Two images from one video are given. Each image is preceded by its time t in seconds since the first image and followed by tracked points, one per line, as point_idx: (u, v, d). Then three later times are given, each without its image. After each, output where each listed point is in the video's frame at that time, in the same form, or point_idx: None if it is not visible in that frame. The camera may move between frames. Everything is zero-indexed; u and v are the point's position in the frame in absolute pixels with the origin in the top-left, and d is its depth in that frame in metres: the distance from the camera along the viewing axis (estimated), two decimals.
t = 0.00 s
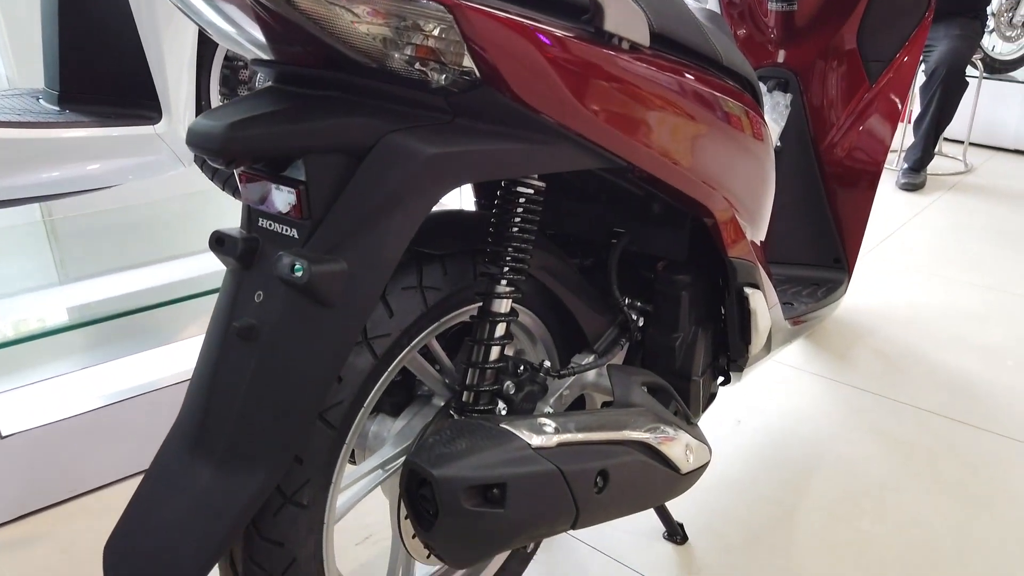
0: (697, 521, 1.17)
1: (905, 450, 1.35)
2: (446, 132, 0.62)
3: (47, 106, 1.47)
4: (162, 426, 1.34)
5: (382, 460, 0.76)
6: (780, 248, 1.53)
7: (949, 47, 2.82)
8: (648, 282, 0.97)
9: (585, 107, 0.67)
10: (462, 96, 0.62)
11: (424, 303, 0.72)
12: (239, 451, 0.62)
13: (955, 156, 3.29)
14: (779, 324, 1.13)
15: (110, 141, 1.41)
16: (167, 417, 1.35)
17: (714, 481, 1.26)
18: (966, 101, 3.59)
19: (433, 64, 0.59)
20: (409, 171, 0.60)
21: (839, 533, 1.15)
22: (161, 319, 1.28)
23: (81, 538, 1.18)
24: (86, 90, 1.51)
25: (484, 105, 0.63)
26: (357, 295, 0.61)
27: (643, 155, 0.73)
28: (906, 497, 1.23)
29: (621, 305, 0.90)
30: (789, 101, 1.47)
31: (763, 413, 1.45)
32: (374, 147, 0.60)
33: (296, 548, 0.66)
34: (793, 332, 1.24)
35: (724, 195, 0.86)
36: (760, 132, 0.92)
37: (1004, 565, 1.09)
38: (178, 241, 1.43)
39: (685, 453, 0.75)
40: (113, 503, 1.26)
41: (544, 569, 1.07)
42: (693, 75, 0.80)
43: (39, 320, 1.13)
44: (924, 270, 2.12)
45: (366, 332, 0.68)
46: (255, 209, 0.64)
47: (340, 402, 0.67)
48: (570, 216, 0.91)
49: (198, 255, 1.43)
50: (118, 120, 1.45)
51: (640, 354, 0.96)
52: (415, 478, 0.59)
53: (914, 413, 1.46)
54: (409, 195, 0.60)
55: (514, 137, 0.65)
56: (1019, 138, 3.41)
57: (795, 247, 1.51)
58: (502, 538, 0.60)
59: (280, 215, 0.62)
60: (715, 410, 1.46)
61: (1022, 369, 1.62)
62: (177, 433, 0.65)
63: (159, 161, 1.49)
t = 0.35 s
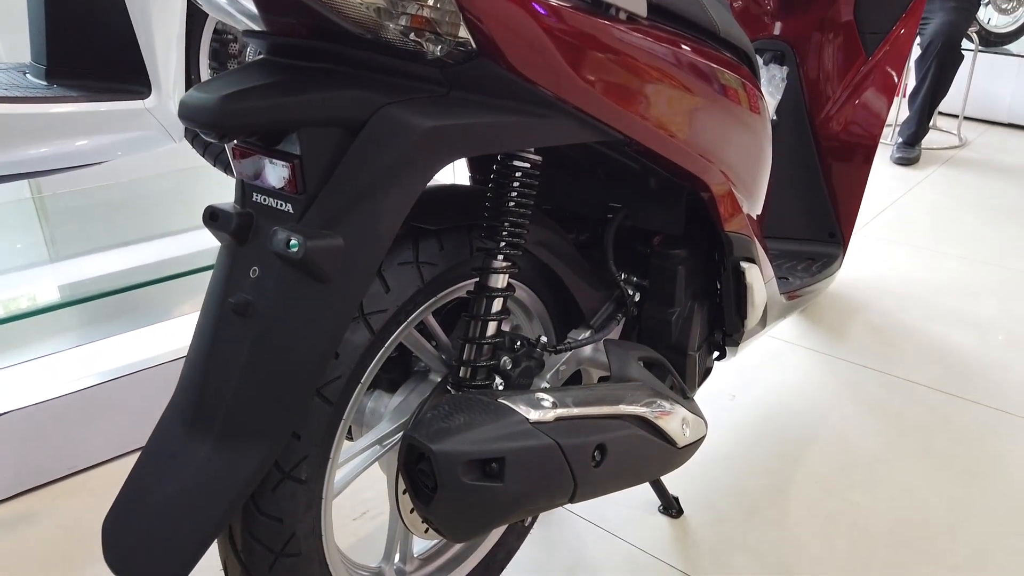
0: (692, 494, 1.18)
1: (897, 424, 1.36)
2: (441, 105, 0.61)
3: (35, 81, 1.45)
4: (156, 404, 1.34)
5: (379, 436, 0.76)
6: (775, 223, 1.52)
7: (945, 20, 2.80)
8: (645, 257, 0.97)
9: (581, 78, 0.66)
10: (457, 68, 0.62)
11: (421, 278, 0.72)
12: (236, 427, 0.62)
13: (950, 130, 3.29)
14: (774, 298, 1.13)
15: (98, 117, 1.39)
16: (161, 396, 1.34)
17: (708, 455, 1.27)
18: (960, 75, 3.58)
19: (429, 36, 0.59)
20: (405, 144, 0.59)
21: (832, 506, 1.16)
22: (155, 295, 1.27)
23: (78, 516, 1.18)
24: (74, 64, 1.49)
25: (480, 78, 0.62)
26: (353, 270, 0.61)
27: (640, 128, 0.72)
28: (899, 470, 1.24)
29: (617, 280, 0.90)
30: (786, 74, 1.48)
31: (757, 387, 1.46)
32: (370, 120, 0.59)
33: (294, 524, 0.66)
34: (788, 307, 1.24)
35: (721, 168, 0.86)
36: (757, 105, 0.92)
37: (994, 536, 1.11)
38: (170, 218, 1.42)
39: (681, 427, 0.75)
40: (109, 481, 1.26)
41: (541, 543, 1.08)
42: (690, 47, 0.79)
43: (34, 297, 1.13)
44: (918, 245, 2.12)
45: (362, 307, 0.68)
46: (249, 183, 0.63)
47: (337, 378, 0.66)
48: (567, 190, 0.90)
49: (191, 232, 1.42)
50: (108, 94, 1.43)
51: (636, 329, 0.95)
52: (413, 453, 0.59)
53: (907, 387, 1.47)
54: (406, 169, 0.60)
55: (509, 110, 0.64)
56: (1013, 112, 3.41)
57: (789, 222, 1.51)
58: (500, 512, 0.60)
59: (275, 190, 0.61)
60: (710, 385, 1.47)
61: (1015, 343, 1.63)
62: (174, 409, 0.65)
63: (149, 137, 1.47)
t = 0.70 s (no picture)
0: (690, 480, 1.18)
1: (897, 408, 1.36)
2: (437, 86, 0.60)
3: (25, 62, 1.43)
4: (151, 390, 1.33)
5: (375, 424, 0.76)
6: (775, 206, 1.51)
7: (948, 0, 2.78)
8: (643, 241, 0.96)
9: (579, 58, 0.65)
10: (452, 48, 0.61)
11: (416, 263, 0.71)
12: (230, 415, 0.61)
13: (951, 112, 3.27)
14: (775, 283, 1.12)
15: (93, 100, 1.37)
16: (157, 379, 1.34)
17: (707, 440, 1.26)
18: (963, 55, 3.55)
19: (423, 14, 0.57)
20: (400, 127, 0.58)
21: (831, 491, 1.16)
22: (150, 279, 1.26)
23: (75, 503, 1.18)
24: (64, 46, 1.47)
25: (475, 59, 0.61)
26: (348, 255, 0.60)
27: (640, 110, 0.71)
28: (898, 455, 1.24)
29: (616, 265, 0.89)
30: (786, 55, 1.46)
31: (756, 372, 1.45)
32: (364, 102, 0.58)
33: (290, 512, 0.66)
34: (788, 291, 1.23)
35: (721, 151, 0.84)
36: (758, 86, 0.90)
37: (995, 521, 1.11)
38: (164, 202, 1.40)
39: (681, 413, 0.75)
40: (106, 467, 1.26)
41: (539, 528, 1.08)
42: (690, 28, 0.78)
43: (29, 281, 1.13)
44: (919, 228, 2.11)
45: (357, 293, 0.67)
46: (241, 167, 0.62)
47: (332, 364, 0.65)
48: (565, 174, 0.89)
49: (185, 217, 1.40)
50: (99, 76, 1.41)
51: (635, 314, 0.95)
52: (409, 441, 0.58)
53: (907, 371, 1.47)
54: (401, 152, 0.59)
55: (507, 91, 0.63)
56: (1015, 93, 3.39)
57: (789, 205, 1.49)
58: (498, 500, 0.59)
59: (267, 173, 0.60)
60: (709, 369, 1.46)
61: (1015, 326, 1.63)
62: (166, 397, 0.64)
63: (140, 119, 1.45)
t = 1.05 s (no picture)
0: (688, 474, 1.17)
1: (897, 401, 1.35)
2: (429, 80, 0.59)
3: (20, 53, 1.42)
4: (148, 383, 1.33)
5: (370, 420, 0.75)
6: (776, 198, 1.50)
7: None
8: (641, 235, 0.95)
9: (574, 52, 0.64)
10: (445, 41, 0.60)
11: (410, 260, 0.70)
12: (221, 414, 0.60)
13: (954, 102, 3.25)
14: (774, 276, 1.11)
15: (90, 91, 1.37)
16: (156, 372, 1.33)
17: (705, 434, 1.26)
18: (966, 43, 3.52)
19: (414, 7, 0.56)
20: (390, 123, 0.57)
21: (830, 485, 1.15)
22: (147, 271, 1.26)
23: (72, 497, 1.18)
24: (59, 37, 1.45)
25: (468, 53, 0.60)
26: (339, 252, 0.59)
27: (637, 104, 0.70)
28: (898, 449, 1.23)
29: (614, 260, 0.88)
30: (787, 46, 1.45)
31: (755, 365, 1.45)
32: (354, 97, 0.57)
33: (282, 511, 0.65)
34: (787, 285, 1.22)
35: (720, 145, 0.83)
36: (758, 79, 0.89)
37: (994, 515, 1.10)
38: (161, 193, 1.40)
39: (677, 410, 0.74)
40: (103, 460, 1.26)
41: (536, 523, 1.07)
42: (689, 20, 0.77)
43: (26, 272, 1.13)
44: (921, 219, 2.10)
45: (349, 290, 0.66)
46: (231, 162, 0.61)
47: (324, 362, 0.65)
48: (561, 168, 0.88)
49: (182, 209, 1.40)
50: (95, 68, 1.40)
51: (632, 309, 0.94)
52: (401, 441, 0.58)
53: (907, 364, 1.46)
54: (390, 148, 0.58)
55: (501, 85, 0.62)
56: (1018, 82, 3.37)
57: (790, 197, 1.48)
58: (491, 501, 0.59)
59: (256, 169, 0.59)
60: (708, 363, 1.45)
61: (1017, 319, 1.62)
62: (156, 395, 0.64)
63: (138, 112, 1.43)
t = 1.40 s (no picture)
0: (684, 475, 1.16)
1: (897, 401, 1.34)
2: (412, 78, 0.57)
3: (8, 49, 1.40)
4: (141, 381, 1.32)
5: (356, 424, 0.74)
6: (775, 194, 1.48)
7: None
8: (635, 234, 0.93)
9: (563, 51, 0.62)
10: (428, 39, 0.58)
11: (396, 262, 0.68)
12: (200, 422, 0.59)
13: (958, 95, 3.22)
14: (772, 275, 1.10)
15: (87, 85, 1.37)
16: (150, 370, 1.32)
17: (702, 435, 1.24)
18: (971, 36, 3.49)
19: (396, 4, 0.54)
20: (370, 123, 0.55)
21: (827, 486, 1.14)
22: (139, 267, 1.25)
23: (61, 498, 1.17)
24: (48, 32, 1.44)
25: (452, 50, 0.59)
26: (322, 256, 0.58)
27: (629, 103, 0.68)
28: (897, 450, 1.22)
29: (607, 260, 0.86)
30: (787, 40, 1.42)
31: (754, 364, 1.43)
32: (334, 96, 0.55)
33: (264, 519, 0.64)
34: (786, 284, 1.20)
35: (715, 144, 0.81)
36: (755, 76, 0.87)
37: (995, 518, 1.09)
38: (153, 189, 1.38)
39: (670, 414, 0.73)
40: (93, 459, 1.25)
41: (529, 525, 1.06)
42: (685, 16, 0.75)
43: (18, 270, 1.13)
44: (924, 215, 2.08)
45: (332, 293, 0.65)
46: (210, 162, 0.59)
47: (306, 367, 0.63)
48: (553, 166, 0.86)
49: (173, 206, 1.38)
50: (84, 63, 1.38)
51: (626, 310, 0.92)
52: (383, 450, 0.56)
53: (908, 363, 1.44)
54: (372, 149, 0.56)
55: (486, 83, 0.60)
56: (1023, 76, 3.34)
57: (789, 194, 1.47)
58: (476, 511, 0.57)
59: (234, 170, 0.57)
60: (706, 361, 1.44)
61: (1019, 317, 1.60)
62: (135, 401, 0.62)
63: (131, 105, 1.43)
